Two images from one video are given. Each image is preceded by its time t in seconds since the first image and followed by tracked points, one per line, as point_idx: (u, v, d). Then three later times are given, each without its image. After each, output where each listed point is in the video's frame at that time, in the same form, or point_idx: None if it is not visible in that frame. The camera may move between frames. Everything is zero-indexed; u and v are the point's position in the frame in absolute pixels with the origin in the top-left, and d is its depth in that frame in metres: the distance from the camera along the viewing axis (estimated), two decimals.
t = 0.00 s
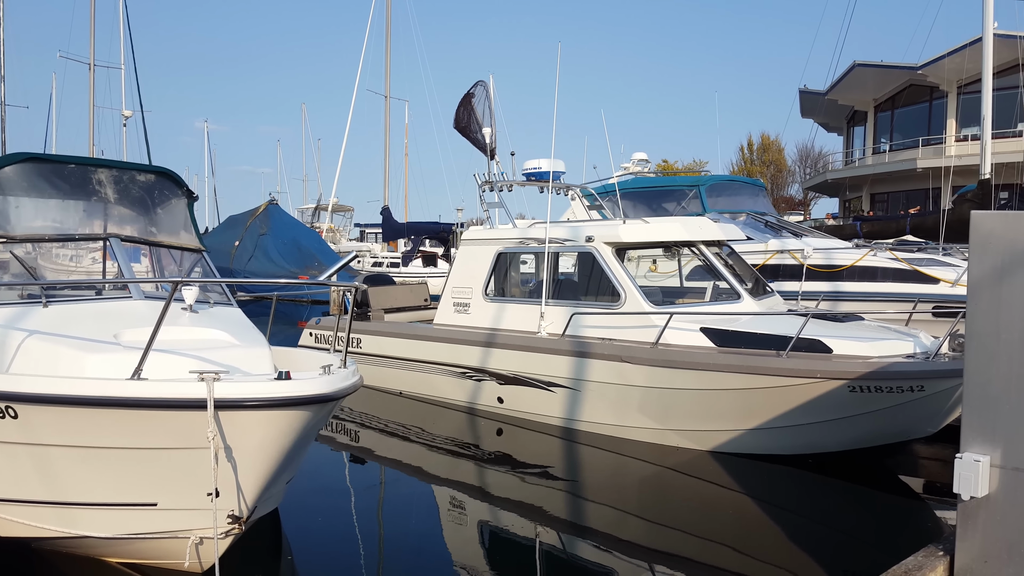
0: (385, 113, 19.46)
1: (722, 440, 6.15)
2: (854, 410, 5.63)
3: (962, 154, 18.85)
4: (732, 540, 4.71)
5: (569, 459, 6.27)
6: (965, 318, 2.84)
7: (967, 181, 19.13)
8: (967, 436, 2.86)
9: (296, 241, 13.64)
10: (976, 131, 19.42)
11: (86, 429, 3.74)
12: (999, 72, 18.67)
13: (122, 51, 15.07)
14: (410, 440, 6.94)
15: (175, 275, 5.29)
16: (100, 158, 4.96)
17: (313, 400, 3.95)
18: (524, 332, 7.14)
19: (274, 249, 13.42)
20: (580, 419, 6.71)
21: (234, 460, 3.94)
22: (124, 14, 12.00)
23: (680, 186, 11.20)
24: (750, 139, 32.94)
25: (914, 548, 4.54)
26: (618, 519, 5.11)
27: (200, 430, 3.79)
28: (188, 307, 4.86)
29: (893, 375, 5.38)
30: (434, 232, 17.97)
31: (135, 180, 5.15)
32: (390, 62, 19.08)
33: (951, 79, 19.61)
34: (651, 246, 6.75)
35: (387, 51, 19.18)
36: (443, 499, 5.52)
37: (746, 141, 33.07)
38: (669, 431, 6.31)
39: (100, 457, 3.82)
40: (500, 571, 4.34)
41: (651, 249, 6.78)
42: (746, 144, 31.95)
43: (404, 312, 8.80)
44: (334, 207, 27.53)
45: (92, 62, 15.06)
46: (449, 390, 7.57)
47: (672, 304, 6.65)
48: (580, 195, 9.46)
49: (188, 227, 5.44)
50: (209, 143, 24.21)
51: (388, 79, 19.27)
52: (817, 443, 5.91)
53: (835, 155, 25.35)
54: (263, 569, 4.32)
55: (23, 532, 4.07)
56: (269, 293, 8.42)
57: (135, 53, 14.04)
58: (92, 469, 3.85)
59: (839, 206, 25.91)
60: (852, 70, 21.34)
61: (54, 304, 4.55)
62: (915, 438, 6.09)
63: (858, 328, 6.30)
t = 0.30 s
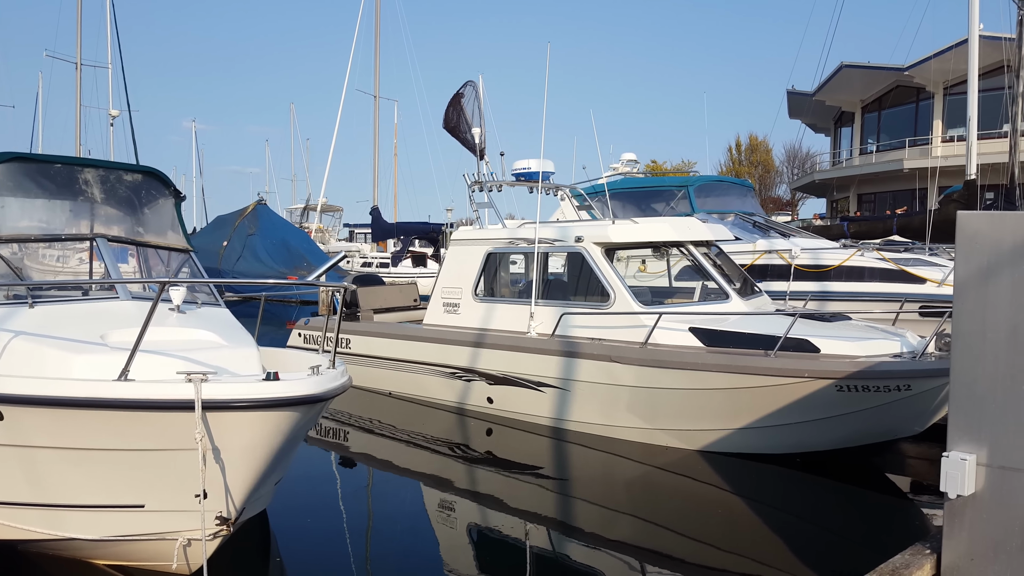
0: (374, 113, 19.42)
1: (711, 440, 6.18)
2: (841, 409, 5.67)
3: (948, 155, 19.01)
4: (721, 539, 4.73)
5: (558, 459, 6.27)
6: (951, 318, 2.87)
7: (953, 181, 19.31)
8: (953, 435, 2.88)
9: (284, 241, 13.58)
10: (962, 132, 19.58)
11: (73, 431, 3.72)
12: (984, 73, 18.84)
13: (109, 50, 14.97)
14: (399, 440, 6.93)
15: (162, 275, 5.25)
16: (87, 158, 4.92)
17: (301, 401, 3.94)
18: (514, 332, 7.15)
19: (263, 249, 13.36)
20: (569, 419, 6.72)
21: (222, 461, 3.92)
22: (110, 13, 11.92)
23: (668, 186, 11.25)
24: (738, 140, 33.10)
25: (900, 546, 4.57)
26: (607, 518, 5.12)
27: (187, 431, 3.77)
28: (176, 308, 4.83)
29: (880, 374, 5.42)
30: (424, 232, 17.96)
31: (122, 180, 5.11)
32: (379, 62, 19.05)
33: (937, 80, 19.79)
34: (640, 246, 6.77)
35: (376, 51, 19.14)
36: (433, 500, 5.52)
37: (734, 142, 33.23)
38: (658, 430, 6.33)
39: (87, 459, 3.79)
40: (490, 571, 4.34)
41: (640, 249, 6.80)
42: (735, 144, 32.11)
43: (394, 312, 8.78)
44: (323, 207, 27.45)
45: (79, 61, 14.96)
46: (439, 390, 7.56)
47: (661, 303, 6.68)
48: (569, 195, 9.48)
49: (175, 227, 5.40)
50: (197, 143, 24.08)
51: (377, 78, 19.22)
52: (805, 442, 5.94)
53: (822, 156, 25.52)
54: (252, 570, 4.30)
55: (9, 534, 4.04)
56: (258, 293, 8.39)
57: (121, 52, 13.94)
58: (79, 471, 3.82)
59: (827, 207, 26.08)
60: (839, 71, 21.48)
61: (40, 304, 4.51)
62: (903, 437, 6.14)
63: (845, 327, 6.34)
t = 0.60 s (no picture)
0: (362, 113, 19.37)
1: (699, 439, 6.21)
2: (828, 408, 5.72)
3: (934, 156, 19.20)
4: (710, 538, 4.76)
5: (547, 459, 6.29)
6: (938, 317, 2.90)
7: (939, 182, 19.49)
8: (940, 434, 2.90)
9: (272, 241, 13.53)
10: (948, 133, 19.78)
11: (58, 432, 3.69)
12: (969, 75, 19.04)
13: (95, 49, 14.86)
14: (388, 441, 6.92)
15: (149, 276, 5.24)
16: (73, 157, 4.87)
17: (290, 402, 3.93)
18: (503, 332, 7.16)
19: (251, 250, 13.29)
20: (558, 418, 6.74)
21: (209, 462, 3.91)
22: (96, 12, 11.84)
23: (657, 186, 11.29)
24: (726, 141, 33.27)
25: (887, 544, 4.62)
26: (596, 517, 5.14)
27: (174, 432, 3.75)
28: (163, 309, 4.81)
29: (866, 373, 5.46)
30: (413, 232, 17.95)
31: (108, 180, 5.06)
32: (368, 62, 19.01)
33: (923, 81, 19.98)
34: (628, 246, 6.79)
35: (364, 51, 19.11)
36: (422, 500, 5.52)
37: (722, 143, 33.40)
38: (647, 430, 6.36)
39: (73, 461, 3.77)
40: (479, 571, 4.35)
41: (628, 249, 6.82)
42: (723, 145, 32.27)
43: (382, 313, 8.77)
44: (311, 207, 27.36)
45: (65, 60, 14.83)
46: (428, 390, 7.55)
47: (649, 303, 6.70)
48: (558, 195, 9.50)
49: (162, 228, 5.36)
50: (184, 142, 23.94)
51: (366, 78, 19.19)
52: (792, 441, 5.99)
53: (809, 157, 25.69)
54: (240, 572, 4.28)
55: None
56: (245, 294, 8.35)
57: (107, 51, 13.82)
58: (65, 472, 3.80)
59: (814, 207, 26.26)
60: (826, 72, 21.63)
61: (25, 305, 4.49)
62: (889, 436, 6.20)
63: (832, 327, 6.39)
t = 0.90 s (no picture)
0: (351, 113, 19.32)
1: (687, 438, 6.25)
2: (814, 407, 5.77)
3: (919, 156, 19.37)
4: (698, 538, 4.79)
5: (536, 459, 6.30)
6: (923, 317, 2.93)
7: (924, 182, 19.67)
8: (926, 433, 2.94)
9: (260, 241, 13.46)
10: (933, 134, 19.96)
11: (45, 433, 3.66)
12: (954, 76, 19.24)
13: (81, 48, 14.76)
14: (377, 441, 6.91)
15: (136, 276, 5.20)
16: (58, 157, 4.82)
17: (278, 403, 3.92)
18: (492, 332, 7.17)
19: (238, 250, 13.23)
20: (547, 418, 6.75)
21: (197, 463, 3.90)
22: (81, 10, 11.74)
23: (645, 187, 11.34)
24: (714, 142, 33.42)
25: (872, 542, 4.66)
26: (586, 518, 5.16)
27: (162, 433, 3.73)
28: (149, 309, 4.79)
29: (852, 372, 5.52)
30: (402, 232, 17.93)
31: (94, 179, 5.02)
32: (356, 62, 18.99)
33: (909, 82, 20.18)
34: (616, 246, 6.81)
35: (353, 51, 19.06)
36: (411, 500, 5.52)
37: (710, 144, 33.55)
38: (635, 429, 6.39)
39: (59, 462, 3.75)
40: (469, 572, 4.36)
41: (617, 249, 6.84)
42: (711, 146, 32.42)
43: (371, 313, 8.76)
44: (299, 207, 27.28)
45: (49, 59, 14.69)
46: (417, 391, 7.55)
47: (638, 303, 6.73)
48: (547, 195, 9.52)
49: (149, 227, 5.34)
50: (171, 142, 23.78)
51: (354, 78, 19.15)
52: (779, 441, 6.03)
53: (796, 157, 25.86)
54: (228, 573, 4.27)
55: None
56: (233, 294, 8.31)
57: (92, 49, 13.70)
58: (52, 473, 3.78)
59: (801, 207, 26.44)
60: (812, 73, 21.78)
61: (11, 306, 4.45)
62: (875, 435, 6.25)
63: (818, 326, 6.45)
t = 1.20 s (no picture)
0: (339, 112, 19.25)
1: (676, 438, 6.27)
2: (802, 406, 5.80)
3: (905, 157, 19.53)
4: (687, 537, 4.80)
5: (526, 459, 6.31)
6: (909, 316, 2.95)
7: (910, 182, 19.84)
8: (912, 432, 2.96)
9: (247, 242, 13.38)
10: (919, 134, 20.13)
11: (31, 434, 3.63)
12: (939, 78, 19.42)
13: (67, 47, 14.63)
14: (366, 442, 6.89)
15: (122, 276, 5.12)
16: (44, 157, 4.80)
17: (265, 403, 3.90)
18: (481, 332, 7.17)
19: (225, 250, 13.15)
20: (536, 418, 6.76)
21: (184, 464, 3.87)
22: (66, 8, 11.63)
23: (633, 187, 11.37)
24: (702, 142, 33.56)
25: (859, 541, 4.70)
26: (575, 517, 5.16)
27: (149, 434, 3.70)
28: (136, 310, 4.74)
29: (839, 371, 5.55)
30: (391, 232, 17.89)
31: (80, 179, 4.98)
32: (344, 61, 18.93)
33: (895, 84, 20.36)
34: (605, 246, 6.82)
35: (341, 50, 19.00)
36: (400, 501, 5.50)
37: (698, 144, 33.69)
38: (624, 429, 6.40)
39: (46, 463, 3.71)
40: (457, 571, 4.36)
41: (605, 249, 6.85)
42: (698, 146, 32.56)
43: (359, 313, 8.73)
44: (287, 207, 27.17)
45: (35, 58, 14.55)
46: (406, 391, 7.54)
47: (626, 303, 6.74)
48: (535, 196, 9.53)
49: (136, 228, 5.26)
50: (158, 142, 23.58)
51: (342, 78, 19.08)
52: (767, 440, 6.06)
53: (783, 158, 26.01)
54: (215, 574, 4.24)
55: None
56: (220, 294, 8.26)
57: (77, 48, 13.57)
58: (37, 474, 3.74)
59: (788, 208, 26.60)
60: (799, 74, 21.91)
61: None
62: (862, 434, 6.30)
63: (806, 326, 6.48)
